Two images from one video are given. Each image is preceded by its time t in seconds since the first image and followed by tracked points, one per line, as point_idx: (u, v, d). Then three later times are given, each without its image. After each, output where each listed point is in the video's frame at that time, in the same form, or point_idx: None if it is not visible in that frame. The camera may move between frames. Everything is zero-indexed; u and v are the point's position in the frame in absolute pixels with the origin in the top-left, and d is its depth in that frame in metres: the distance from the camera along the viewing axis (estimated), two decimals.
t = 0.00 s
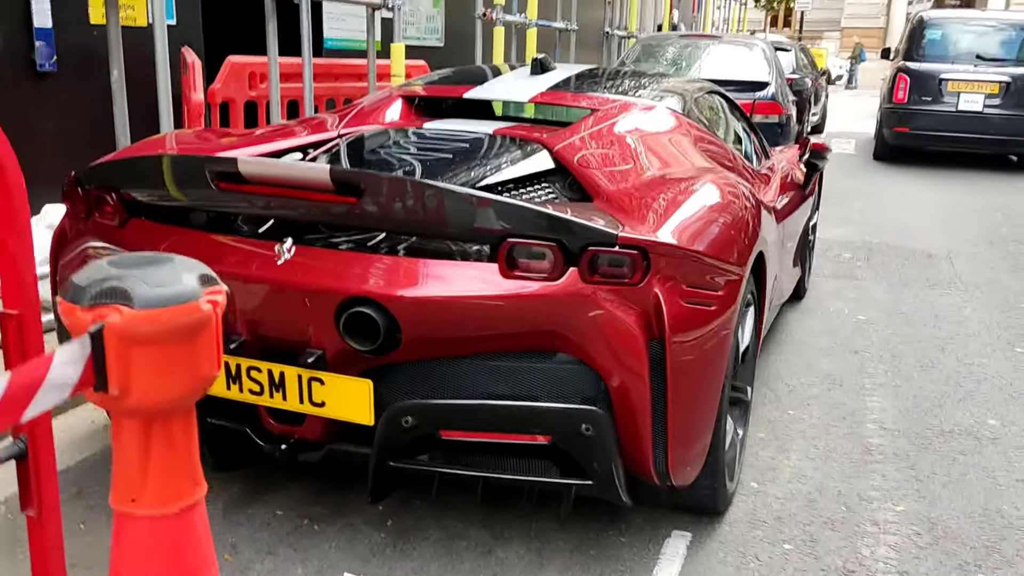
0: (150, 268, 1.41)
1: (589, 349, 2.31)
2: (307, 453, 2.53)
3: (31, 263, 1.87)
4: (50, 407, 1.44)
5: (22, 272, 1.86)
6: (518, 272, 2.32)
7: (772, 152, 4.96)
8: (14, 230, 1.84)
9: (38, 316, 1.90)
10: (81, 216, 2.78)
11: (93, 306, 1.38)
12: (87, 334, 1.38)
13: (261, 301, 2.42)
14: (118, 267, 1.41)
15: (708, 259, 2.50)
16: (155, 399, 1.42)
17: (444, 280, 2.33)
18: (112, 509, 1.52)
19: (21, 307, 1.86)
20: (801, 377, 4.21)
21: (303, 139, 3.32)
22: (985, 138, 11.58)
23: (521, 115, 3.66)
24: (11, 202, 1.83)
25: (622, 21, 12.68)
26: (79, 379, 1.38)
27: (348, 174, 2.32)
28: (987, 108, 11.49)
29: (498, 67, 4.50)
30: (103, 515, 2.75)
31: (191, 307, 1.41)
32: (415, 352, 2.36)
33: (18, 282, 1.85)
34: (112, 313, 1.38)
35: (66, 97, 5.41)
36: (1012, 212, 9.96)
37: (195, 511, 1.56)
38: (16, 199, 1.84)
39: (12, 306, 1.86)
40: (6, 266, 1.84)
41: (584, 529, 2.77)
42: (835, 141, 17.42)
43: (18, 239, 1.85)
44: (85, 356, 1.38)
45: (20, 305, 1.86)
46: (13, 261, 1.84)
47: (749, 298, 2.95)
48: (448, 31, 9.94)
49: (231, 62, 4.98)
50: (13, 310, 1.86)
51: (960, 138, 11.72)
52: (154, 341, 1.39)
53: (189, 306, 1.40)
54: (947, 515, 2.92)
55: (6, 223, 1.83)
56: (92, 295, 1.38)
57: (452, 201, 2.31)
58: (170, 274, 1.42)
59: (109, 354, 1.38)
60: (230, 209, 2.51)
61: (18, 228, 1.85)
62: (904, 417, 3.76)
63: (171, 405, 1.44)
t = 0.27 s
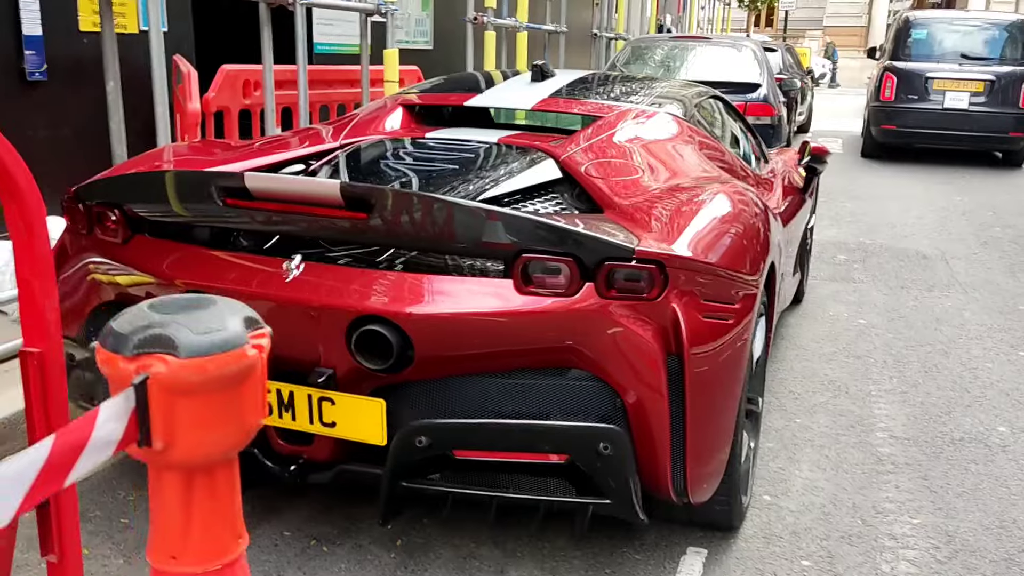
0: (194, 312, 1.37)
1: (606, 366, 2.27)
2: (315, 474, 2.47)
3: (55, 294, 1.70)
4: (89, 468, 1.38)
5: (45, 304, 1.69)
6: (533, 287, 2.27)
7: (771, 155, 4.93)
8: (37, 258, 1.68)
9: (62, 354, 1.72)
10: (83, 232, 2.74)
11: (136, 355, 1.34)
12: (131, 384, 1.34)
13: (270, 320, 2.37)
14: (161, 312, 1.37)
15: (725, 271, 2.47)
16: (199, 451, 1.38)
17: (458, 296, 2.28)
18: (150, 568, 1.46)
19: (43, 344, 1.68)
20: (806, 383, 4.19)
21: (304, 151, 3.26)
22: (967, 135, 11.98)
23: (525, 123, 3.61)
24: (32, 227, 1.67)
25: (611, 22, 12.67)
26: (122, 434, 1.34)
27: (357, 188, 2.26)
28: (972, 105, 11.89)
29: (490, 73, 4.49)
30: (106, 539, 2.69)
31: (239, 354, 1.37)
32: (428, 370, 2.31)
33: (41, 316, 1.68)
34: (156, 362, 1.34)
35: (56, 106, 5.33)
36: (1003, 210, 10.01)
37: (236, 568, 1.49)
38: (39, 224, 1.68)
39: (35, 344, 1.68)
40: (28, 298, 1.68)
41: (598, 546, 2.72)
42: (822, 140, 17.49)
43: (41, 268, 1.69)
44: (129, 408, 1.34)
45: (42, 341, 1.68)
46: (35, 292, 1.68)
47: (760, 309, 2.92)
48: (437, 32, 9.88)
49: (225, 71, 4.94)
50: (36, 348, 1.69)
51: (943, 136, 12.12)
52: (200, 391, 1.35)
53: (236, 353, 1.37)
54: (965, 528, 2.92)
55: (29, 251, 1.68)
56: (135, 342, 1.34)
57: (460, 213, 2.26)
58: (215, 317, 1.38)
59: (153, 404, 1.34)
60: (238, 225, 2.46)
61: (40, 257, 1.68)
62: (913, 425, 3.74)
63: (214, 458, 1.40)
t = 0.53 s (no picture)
0: (227, 362, 1.42)
1: (619, 382, 2.24)
2: (321, 492, 2.40)
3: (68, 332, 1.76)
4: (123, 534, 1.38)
5: (59, 342, 1.74)
6: (544, 302, 2.23)
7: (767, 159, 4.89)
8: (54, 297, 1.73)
9: (72, 391, 1.77)
10: (80, 247, 2.68)
11: (172, 409, 1.38)
12: (169, 437, 1.38)
13: (275, 337, 2.32)
14: (194, 363, 1.41)
15: (737, 283, 2.43)
16: (236, 501, 1.43)
17: (467, 312, 2.23)
18: None
19: (57, 382, 1.73)
20: (807, 388, 4.16)
21: (302, 161, 3.21)
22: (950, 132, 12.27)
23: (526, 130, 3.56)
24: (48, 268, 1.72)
25: (599, 21, 12.64)
26: (159, 492, 1.37)
27: (362, 203, 2.22)
28: (957, 102, 12.14)
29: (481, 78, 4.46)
30: (105, 561, 2.63)
31: (276, 404, 1.42)
32: (437, 387, 2.26)
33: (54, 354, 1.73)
34: (193, 416, 1.38)
35: (42, 113, 5.25)
36: (992, 208, 10.04)
37: None
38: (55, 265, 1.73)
39: (48, 382, 1.73)
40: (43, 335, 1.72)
41: (607, 560, 2.66)
42: (808, 138, 17.53)
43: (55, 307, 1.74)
44: (166, 464, 1.37)
45: (56, 379, 1.73)
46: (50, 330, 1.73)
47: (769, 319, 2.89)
48: (425, 32, 9.81)
49: (216, 76, 4.87)
50: (47, 386, 1.73)
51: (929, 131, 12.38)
52: (237, 443, 1.39)
53: (273, 403, 1.42)
54: (974, 537, 2.91)
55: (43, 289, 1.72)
56: (171, 396, 1.38)
57: (466, 226, 2.20)
58: (249, 366, 1.43)
59: (190, 459, 1.38)
60: (242, 240, 2.40)
61: (55, 296, 1.74)
62: (916, 430, 3.73)
63: (250, 507, 1.45)
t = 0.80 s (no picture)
0: (274, 393, 1.28)
1: (630, 391, 2.23)
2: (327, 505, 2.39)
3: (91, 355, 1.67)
4: None
5: (83, 369, 1.66)
6: (554, 312, 2.22)
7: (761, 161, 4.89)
8: (76, 318, 1.65)
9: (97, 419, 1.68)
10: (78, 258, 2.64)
11: (217, 445, 1.23)
12: (214, 477, 1.23)
13: (280, 349, 2.29)
14: (239, 395, 1.27)
15: (744, 290, 2.43)
16: (285, 545, 1.28)
17: (476, 323, 2.22)
18: None
19: (81, 410, 1.64)
20: (805, 391, 4.17)
21: (299, 167, 3.16)
22: (933, 128, 12.37)
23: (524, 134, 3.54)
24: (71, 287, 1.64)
25: (586, 20, 12.62)
26: (207, 535, 1.22)
27: (371, 213, 2.20)
28: (939, 99, 12.21)
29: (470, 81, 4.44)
30: None
31: (324, 438, 1.28)
32: (446, 398, 2.24)
33: (79, 378, 1.65)
34: (239, 453, 1.23)
35: (29, 117, 5.18)
36: (978, 205, 10.11)
37: None
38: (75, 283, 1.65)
39: (71, 409, 1.64)
40: (68, 358, 1.64)
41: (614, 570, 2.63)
42: (794, 135, 17.61)
43: (78, 329, 1.65)
44: (212, 506, 1.21)
45: (79, 407, 1.64)
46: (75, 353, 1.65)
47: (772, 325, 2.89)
48: (412, 32, 9.77)
49: (207, 79, 4.82)
50: (71, 414, 1.65)
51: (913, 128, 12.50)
52: (287, 481, 1.25)
53: (321, 437, 1.27)
54: (978, 540, 2.91)
55: (66, 311, 1.64)
56: (216, 431, 1.24)
57: (471, 236, 2.19)
58: (295, 397, 1.28)
59: (236, 500, 1.23)
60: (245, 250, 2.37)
61: (78, 321, 1.65)
62: (915, 432, 3.74)
63: (298, 551, 1.29)
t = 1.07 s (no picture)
0: (354, 430, 1.24)
1: (650, 401, 2.24)
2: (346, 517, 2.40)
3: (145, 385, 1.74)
4: None
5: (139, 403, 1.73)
6: (574, 323, 2.23)
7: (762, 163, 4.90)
8: (133, 349, 1.72)
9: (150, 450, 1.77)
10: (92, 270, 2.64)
11: (300, 486, 1.18)
12: (297, 520, 1.18)
13: (298, 361, 2.30)
14: (319, 432, 1.23)
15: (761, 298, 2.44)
16: None
17: (495, 334, 2.22)
18: None
19: (135, 439, 1.73)
20: (809, 393, 4.19)
21: (308, 175, 3.16)
22: (919, 124, 12.46)
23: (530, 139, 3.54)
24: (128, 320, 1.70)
25: (578, 18, 12.62)
26: None
27: (390, 225, 2.20)
28: (925, 96, 12.32)
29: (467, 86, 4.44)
30: None
31: (404, 476, 1.23)
32: (465, 409, 2.25)
33: (133, 404, 1.72)
34: (322, 493, 1.19)
35: (26, 121, 5.15)
36: (969, 202, 10.17)
37: None
38: (132, 316, 1.72)
39: (125, 438, 1.73)
40: (123, 388, 1.72)
41: None
42: (783, 132, 17.67)
43: (134, 359, 1.72)
44: (298, 548, 1.17)
45: (135, 439, 1.72)
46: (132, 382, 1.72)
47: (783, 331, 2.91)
48: (405, 31, 9.74)
49: (206, 83, 4.79)
50: (126, 442, 1.73)
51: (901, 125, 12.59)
52: (368, 521, 1.20)
53: (400, 476, 1.22)
54: (986, 543, 2.94)
55: (122, 342, 1.71)
56: (298, 470, 1.19)
57: (487, 246, 2.21)
58: (374, 436, 1.24)
59: (320, 543, 1.18)
60: (263, 263, 2.37)
61: (136, 356, 1.72)
62: (919, 434, 3.77)
63: None
